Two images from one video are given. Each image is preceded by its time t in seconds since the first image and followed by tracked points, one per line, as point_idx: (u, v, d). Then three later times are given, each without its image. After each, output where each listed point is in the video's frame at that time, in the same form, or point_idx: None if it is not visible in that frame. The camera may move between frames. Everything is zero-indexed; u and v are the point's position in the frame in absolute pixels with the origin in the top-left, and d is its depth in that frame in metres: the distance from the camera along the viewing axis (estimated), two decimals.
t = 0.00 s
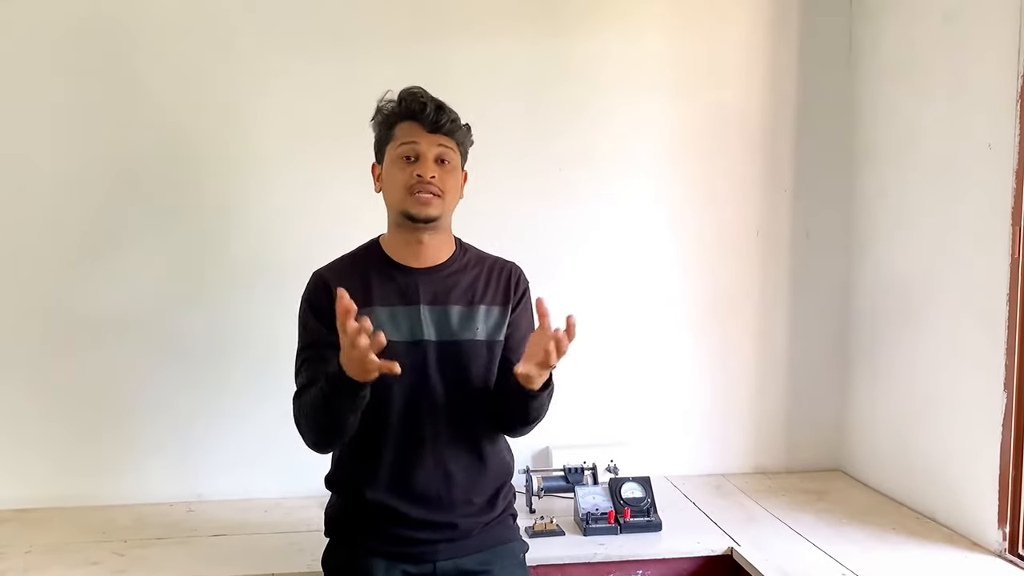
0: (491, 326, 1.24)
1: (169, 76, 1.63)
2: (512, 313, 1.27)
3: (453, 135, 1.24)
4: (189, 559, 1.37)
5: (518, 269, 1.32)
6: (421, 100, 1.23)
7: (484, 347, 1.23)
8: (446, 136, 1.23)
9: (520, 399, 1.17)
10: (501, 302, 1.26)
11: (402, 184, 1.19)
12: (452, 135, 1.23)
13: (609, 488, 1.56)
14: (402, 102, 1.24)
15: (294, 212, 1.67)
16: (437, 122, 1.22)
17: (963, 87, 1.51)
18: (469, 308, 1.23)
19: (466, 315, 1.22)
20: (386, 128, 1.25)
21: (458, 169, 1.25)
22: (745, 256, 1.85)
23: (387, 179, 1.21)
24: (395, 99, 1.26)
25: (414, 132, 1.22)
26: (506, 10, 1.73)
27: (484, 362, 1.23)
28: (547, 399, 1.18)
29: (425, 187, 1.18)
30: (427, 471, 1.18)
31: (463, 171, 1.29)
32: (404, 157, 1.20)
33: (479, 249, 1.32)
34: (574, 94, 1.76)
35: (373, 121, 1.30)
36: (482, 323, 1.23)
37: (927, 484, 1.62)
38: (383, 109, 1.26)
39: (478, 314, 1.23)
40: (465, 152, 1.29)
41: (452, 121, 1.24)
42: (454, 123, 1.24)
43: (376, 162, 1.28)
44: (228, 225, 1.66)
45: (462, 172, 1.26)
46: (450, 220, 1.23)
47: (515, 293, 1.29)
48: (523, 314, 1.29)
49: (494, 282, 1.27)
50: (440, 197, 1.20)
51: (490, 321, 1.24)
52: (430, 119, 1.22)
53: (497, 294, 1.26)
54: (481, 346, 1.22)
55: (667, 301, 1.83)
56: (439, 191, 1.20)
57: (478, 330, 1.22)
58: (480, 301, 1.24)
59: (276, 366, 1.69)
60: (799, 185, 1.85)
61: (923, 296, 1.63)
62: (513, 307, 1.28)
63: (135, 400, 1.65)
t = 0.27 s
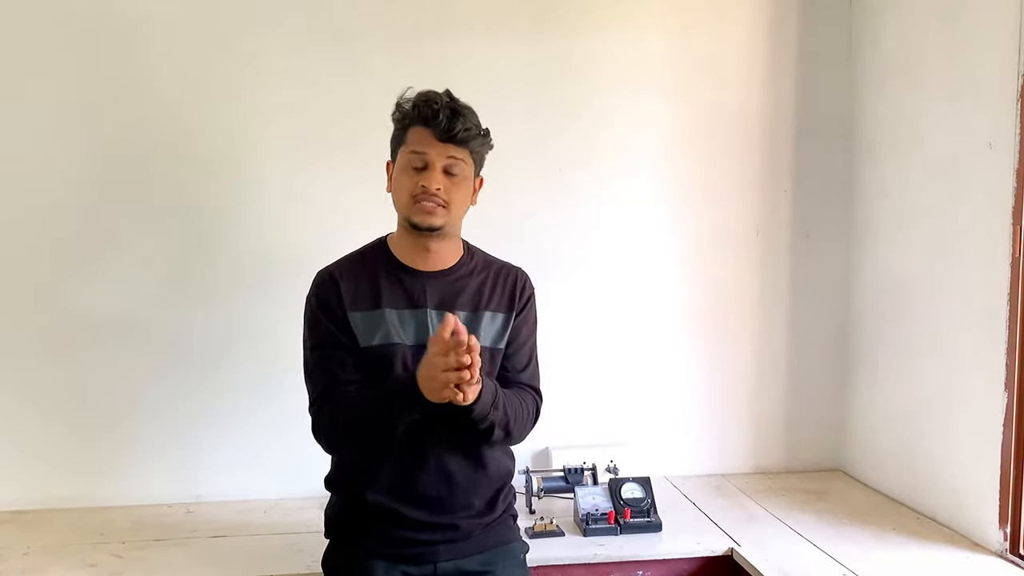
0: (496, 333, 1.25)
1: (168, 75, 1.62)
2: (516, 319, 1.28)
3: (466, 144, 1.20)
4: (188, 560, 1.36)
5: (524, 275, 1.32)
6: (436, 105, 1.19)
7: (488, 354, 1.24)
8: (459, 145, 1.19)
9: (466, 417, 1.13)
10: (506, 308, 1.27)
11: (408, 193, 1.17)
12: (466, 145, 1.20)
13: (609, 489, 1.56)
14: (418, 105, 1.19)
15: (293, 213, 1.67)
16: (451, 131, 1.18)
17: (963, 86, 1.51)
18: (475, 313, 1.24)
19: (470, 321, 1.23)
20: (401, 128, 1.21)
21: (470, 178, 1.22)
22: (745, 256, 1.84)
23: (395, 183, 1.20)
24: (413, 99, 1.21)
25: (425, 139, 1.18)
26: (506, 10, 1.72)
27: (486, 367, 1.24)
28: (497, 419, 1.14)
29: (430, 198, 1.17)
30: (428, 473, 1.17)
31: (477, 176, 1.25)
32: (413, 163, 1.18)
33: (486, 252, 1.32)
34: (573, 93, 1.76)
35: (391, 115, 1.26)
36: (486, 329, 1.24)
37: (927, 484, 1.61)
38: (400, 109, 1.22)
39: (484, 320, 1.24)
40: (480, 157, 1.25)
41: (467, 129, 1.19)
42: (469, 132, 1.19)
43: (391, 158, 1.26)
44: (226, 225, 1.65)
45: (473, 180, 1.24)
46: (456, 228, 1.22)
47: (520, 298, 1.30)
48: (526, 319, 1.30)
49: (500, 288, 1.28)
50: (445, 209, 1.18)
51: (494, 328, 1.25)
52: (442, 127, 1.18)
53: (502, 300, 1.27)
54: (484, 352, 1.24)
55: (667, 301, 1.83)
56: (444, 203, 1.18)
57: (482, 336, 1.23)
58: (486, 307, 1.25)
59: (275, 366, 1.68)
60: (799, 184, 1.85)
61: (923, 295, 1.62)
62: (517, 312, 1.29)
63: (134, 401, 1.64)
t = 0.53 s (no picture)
0: (501, 339, 1.25)
1: (165, 75, 1.62)
2: (522, 325, 1.27)
3: (486, 157, 1.18)
4: (186, 561, 1.36)
5: (531, 280, 1.31)
6: (458, 114, 1.16)
7: (492, 361, 1.24)
8: (478, 157, 1.17)
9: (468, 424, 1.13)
10: (512, 314, 1.26)
11: (424, 203, 1.16)
12: (485, 156, 1.18)
13: (608, 489, 1.55)
14: (438, 112, 1.16)
15: (291, 212, 1.66)
16: (472, 143, 1.16)
17: (961, 84, 1.51)
18: (481, 319, 1.23)
19: (476, 326, 1.22)
20: (418, 132, 1.18)
21: (486, 189, 1.20)
22: (744, 255, 1.84)
23: (410, 190, 1.18)
24: (433, 103, 1.18)
25: (445, 149, 1.16)
26: (504, 9, 1.72)
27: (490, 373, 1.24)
28: (500, 427, 1.14)
29: (447, 211, 1.16)
30: (430, 475, 1.16)
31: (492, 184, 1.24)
32: (431, 174, 1.16)
33: (493, 255, 1.31)
34: (572, 92, 1.76)
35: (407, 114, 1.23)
36: (492, 335, 1.23)
37: (927, 484, 1.61)
38: (419, 111, 1.18)
39: (490, 325, 1.23)
40: (497, 166, 1.23)
41: (488, 141, 1.17)
42: (489, 144, 1.17)
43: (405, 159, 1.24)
44: (223, 224, 1.64)
45: (489, 190, 1.22)
46: (469, 238, 1.21)
47: (527, 304, 1.29)
48: (532, 325, 1.30)
49: (506, 293, 1.27)
50: (461, 221, 1.17)
51: (499, 333, 1.24)
52: (464, 139, 1.15)
53: (509, 305, 1.26)
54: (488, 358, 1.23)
55: (666, 301, 1.82)
56: (461, 216, 1.17)
57: (487, 342, 1.22)
58: (492, 312, 1.24)
59: (273, 366, 1.68)
60: (797, 184, 1.85)
61: (922, 295, 1.62)
62: (523, 318, 1.28)
63: (132, 402, 1.64)
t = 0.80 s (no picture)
0: (503, 342, 1.24)
1: (162, 74, 1.61)
2: (524, 327, 1.27)
3: (492, 160, 1.17)
4: (183, 562, 1.36)
5: (534, 282, 1.31)
6: (465, 118, 1.14)
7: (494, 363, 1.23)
8: (485, 161, 1.16)
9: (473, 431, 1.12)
10: (515, 315, 1.26)
11: (429, 207, 1.15)
12: (491, 161, 1.17)
13: (606, 489, 1.55)
14: (445, 115, 1.15)
15: (288, 212, 1.66)
16: (478, 147, 1.15)
17: (959, 84, 1.51)
18: (484, 320, 1.22)
19: (479, 327, 1.22)
20: (424, 134, 1.17)
21: (491, 191, 1.20)
22: (742, 255, 1.84)
23: (415, 193, 1.17)
24: (439, 105, 1.17)
25: (452, 153, 1.15)
26: (501, 8, 1.72)
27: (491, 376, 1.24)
28: (502, 431, 1.14)
29: (453, 215, 1.15)
30: (431, 476, 1.16)
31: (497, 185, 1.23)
32: (436, 177, 1.16)
33: (497, 256, 1.30)
34: (570, 91, 1.75)
35: (412, 115, 1.22)
36: (495, 337, 1.23)
37: (925, 483, 1.61)
38: (424, 114, 1.17)
39: (492, 327, 1.23)
40: (502, 168, 1.22)
41: (494, 145, 1.16)
42: (495, 149, 1.16)
43: (409, 160, 1.23)
44: (220, 223, 1.64)
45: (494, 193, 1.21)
46: (473, 240, 1.21)
47: (529, 305, 1.29)
48: (534, 328, 1.30)
49: (509, 294, 1.26)
50: (467, 225, 1.17)
51: (502, 335, 1.24)
52: (471, 144, 1.14)
53: (511, 307, 1.26)
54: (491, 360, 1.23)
55: (665, 301, 1.82)
56: (466, 220, 1.16)
57: (489, 344, 1.22)
58: (495, 314, 1.23)
59: (271, 367, 1.67)
60: (796, 183, 1.85)
61: (920, 294, 1.62)
62: (526, 321, 1.28)
63: (129, 402, 1.63)
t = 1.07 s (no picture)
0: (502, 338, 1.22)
1: (158, 74, 1.61)
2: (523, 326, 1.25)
3: (493, 152, 1.18)
4: (179, 563, 1.35)
5: (531, 282, 1.30)
6: (468, 108, 1.16)
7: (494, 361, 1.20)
8: (485, 151, 1.17)
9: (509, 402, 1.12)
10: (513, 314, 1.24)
11: (428, 194, 1.15)
12: (492, 152, 1.18)
13: (603, 489, 1.55)
14: (449, 105, 1.17)
15: (285, 212, 1.66)
16: (480, 136, 1.16)
17: (956, 84, 1.51)
18: (481, 320, 1.21)
19: (477, 327, 1.20)
20: (427, 125, 1.19)
21: (490, 185, 1.20)
22: (739, 255, 1.84)
23: (414, 181, 1.17)
24: (443, 98, 1.19)
25: (453, 141, 1.16)
26: (498, 9, 1.71)
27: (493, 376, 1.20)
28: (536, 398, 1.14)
29: (452, 202, 1.15)
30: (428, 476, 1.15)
31: (496, 184, 1.24)
32: (437, 163, 1.16)
33: (495, 256, 1.30)
34: (567, 91, 1.75)
35: (415, 111, 1.24)
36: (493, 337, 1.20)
37: (922, 483, 1.61)
38: (427, 106, 1.19)
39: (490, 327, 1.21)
40: (502, 165, 1.24)
41: (496, 136, 1.18)
42: (496, 140, 1.18)
43: (409, 155, 1.24)
44: (216, 223, 1.64)
45: (493, 188, 1.22)
46: (470, 235, 1.20)
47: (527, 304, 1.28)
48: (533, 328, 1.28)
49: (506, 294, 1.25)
50: (465, 214, 1.16)
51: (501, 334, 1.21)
52: (473, 131, 1.16)
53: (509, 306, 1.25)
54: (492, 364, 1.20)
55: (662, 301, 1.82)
56: (465, 208, 1.16)
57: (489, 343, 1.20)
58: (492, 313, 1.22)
59: (267, 367, 1.67)
60: (793, 183, 1.85)
61: (917, 294, 1.62)
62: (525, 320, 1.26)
63: (125, 403, 1.63)
